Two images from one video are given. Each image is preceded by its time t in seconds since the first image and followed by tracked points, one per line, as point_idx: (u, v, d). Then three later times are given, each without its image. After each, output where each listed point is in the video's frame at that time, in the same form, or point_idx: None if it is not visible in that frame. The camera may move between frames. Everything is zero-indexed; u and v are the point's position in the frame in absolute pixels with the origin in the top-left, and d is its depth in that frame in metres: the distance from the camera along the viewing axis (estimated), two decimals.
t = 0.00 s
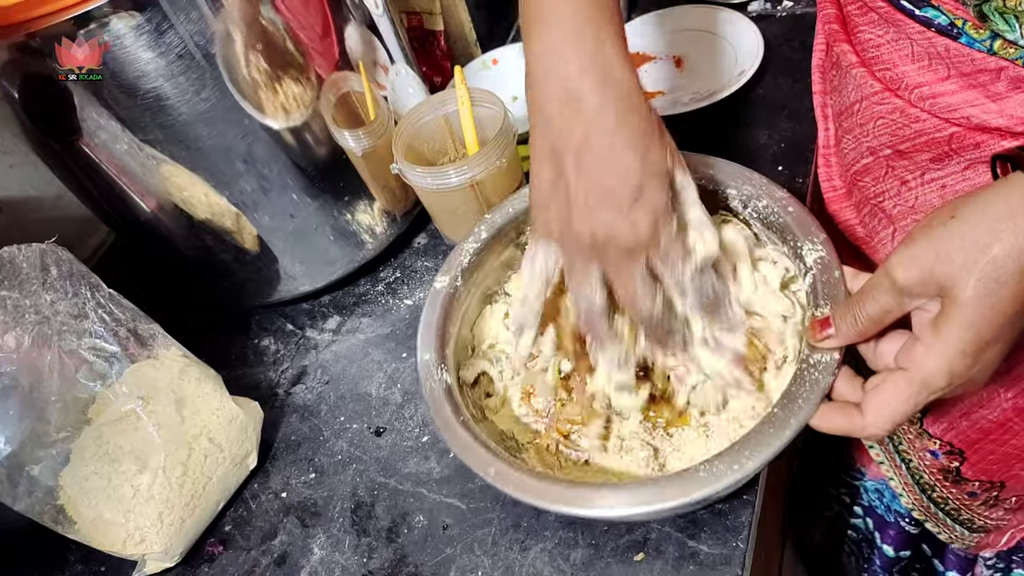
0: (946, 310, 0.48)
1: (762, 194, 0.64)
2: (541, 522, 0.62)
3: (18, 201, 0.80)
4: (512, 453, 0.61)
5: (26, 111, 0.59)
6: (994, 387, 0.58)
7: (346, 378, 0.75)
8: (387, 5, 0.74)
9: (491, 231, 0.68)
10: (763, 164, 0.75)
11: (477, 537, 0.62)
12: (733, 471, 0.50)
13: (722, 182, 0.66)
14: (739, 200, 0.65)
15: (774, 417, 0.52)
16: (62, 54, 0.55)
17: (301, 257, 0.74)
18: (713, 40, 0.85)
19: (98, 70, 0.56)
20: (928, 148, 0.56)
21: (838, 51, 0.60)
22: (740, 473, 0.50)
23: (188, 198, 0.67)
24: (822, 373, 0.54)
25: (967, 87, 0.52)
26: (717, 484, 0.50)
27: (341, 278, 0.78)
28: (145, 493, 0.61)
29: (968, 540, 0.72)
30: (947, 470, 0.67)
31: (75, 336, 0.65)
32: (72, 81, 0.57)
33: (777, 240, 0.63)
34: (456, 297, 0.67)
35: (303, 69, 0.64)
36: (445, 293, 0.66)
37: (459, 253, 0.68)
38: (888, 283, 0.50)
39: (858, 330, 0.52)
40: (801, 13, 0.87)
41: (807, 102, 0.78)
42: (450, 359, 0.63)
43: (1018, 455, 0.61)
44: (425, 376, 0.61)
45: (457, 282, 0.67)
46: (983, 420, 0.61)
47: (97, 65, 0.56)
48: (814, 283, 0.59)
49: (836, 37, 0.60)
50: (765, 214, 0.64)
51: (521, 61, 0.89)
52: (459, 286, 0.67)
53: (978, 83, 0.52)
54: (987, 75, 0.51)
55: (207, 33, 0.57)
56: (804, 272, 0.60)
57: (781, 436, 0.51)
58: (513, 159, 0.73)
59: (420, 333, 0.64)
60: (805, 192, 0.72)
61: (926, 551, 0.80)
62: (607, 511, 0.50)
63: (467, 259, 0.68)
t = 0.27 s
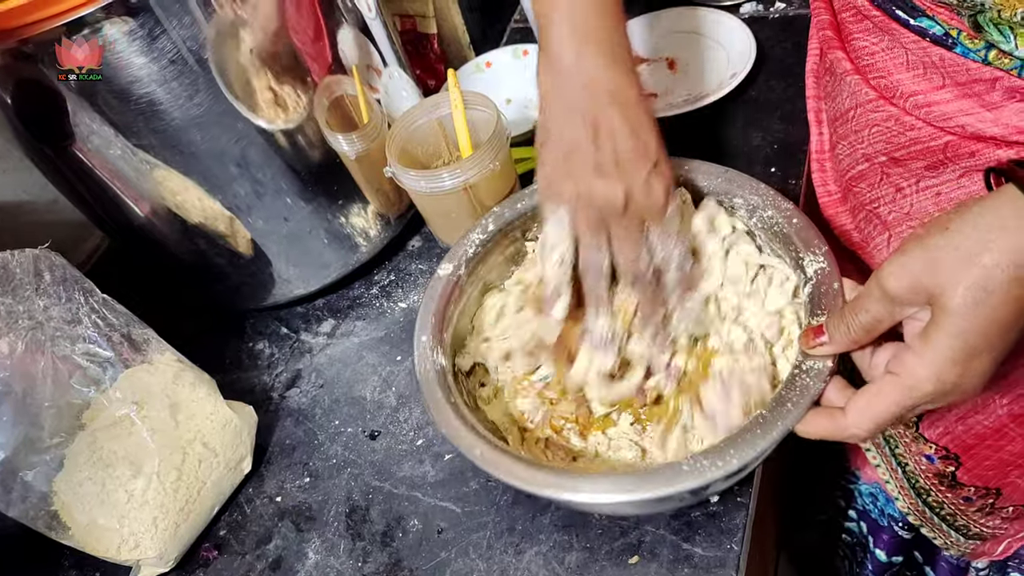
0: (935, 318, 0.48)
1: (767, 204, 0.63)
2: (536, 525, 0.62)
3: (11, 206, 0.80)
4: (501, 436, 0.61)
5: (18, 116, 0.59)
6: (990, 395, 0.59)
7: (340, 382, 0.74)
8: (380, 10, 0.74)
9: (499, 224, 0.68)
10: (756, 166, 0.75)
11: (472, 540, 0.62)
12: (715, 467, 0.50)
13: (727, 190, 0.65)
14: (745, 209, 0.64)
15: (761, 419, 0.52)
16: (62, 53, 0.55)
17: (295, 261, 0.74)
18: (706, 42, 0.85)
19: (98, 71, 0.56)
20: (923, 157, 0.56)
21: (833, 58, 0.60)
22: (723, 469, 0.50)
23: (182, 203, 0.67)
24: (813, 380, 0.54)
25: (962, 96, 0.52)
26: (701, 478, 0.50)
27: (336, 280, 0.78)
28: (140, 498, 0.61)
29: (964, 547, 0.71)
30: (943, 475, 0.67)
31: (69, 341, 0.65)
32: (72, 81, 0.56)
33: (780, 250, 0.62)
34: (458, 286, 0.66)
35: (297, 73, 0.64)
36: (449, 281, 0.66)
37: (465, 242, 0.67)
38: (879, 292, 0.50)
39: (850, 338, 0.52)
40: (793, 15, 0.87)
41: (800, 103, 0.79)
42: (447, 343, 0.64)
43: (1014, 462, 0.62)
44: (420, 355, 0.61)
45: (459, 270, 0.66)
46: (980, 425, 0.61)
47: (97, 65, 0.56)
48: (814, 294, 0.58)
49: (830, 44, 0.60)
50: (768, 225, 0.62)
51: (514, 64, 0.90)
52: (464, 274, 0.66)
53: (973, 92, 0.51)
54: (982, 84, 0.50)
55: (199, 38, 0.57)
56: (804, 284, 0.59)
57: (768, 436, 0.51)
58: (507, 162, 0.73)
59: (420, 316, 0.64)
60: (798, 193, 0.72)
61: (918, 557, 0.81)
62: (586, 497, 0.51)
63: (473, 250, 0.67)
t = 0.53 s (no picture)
0: (924, 304, 0.48)
1: (765, 205, 0.64)
2: (530, 527, 0.62)
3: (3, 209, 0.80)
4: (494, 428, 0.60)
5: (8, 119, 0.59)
6: (983, 399, 0.61)
7: (334, 385, 0.74)
8: (372, 11, 0.74)
9: (500, 221, 0.67)
10: (749, 167, 0.75)
11: (466, 543, 0.62)
12: (706, 454, 0.51)
13: (725, 192, 0.66)
14: (743, 210, 0.65)
15: (752, 409, 0.52)
16: (62, 52, 0.55)
17: (289, 264, 0.74)
18: (700, 44, 0.85)
19: (98, 71, 0.56)
20: (918, 154, 0.55)
21: (828, 56, 0.60)
22: (715, 455, 0.50)
23: (174, 206, 0.66)
24: (805, 371, 0.54)
25: (957, 92, 0.52)
26: (691, 464, 0.50)
27: (331, 282, 0.78)
28: (133, 502, 0.61)
29: (958, 556, 0.71)
30: (936, 482, 0.67)
31: (61, 345, 0.65)
32: (72, 81, 0.56)
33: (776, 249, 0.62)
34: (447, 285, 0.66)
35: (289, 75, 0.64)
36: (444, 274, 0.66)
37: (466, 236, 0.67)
38: (868, 277, 0.51)
39: (839, 327, 0.53)
40: (786, 16, 0.88)
41: (793, 105, 0.79)
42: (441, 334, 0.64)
43: (1007, 469, 0.64)
44: (415, 346, 0.62)
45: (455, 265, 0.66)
46: (973, 431, 0.63)
47: (97, 64, 0.55)
48: (809, 289, 0.58)
49: (826, 41, 0.60)
50: (766, 224, 0.63)
51: (508, 66, 0.90)
52: (462, 269, 0.66)
53: (969, 87, 0.51)
54: (978, 79, 0.51)
55: (190, 40, 0.57)
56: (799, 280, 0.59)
57: (758, 424, 0.51)
58: (501, 163, 0.73)
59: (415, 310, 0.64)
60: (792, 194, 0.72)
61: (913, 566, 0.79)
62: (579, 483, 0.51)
63: (473, 244, 0.67)
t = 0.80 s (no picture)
0: (921, 295, 0.48)
1: (752, 197, 0.64)
2: (525, 525, 0.62)
3: None
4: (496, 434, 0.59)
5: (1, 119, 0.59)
6: (992, 406, 0.61)
7: (329, 384, 0.74)
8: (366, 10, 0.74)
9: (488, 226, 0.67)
10: (743, 165, 0.76)
11: (462, 541, 0.62)
12: (717, 445, 0.51)
13: (712, 186, 0.65)
14: (728, 203, 0.65)
15: (760, 398, 0.52)
16: (62, 53, 0.55)
17: (284, 263, 0.74)
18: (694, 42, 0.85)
19: (98, 70, 0.56)
20: (928, 165, 0.55)
21: (832, 64, 0.60)
22: (726, 447, 0.50)
23: (169, 206, 0.66)
24: (809, 357, 0.54)
25: (969, 103, 0.52)
26: (703, 458, 0.50)
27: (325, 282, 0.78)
28: (128, 501, 0.61)
29: (964, 563, 0.72)
30: (944, 489, 0.67)
31: (55, 345, 0.65)
32: (72, 80, 0.56)
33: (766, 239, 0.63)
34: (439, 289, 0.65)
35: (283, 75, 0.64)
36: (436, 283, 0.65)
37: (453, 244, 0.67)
38: (866, 266, 0.51)
39: (836, 314, 0.53)
40: (779, 14, 0.89)
41: (786, 103, 0.80)
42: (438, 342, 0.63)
43: (1016, 477, 0.63)
44: (411, 357, 0.61)
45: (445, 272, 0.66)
46: (982, 439, 0.62)
47: (100, 63, 0.56)
48: (804, 277, 0.58)
49: (830, 49, 0.60)
50: (755, 216, 0.63)
51: (502, 65, 0.89)
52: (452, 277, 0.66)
53: (982, 98, 0.51)
54: (990, 90, 0.50)
55: (183, 40, 0.57)
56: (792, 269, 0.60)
57: (766, 413, 0.51)
58: (495, 162, 0.73)
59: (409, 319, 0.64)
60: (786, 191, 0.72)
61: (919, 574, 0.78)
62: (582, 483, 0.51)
63: (461, 250, 0.67)
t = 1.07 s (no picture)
0: (917, 290, 0.48)
1: (746, 193, 0.64)
2: (522, 523, 0.62)
3: None
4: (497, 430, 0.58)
5: None
6: (1000, 401, 0.61)
7: (326, 383, 0.75)
8: (362, 10, 0.74)
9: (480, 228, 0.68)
10: (740, 163, 0.76)
11: (459, 539, 0.62)
12: (714, 440, 0.51)
13: (704, 182, 0.66)
14: (723, 200, 0.65)
15: (755, 393, 0.52)
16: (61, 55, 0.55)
17: (281, 263, 0.74)
18: (689, 41, 0.86)
19: (97, 71, 0.56)
20: (934, 164, 0.55)
21: (837, 64, 0.60)
22: (721, 441, 0.50)
23: (166, 205, 0.66)
24: (803, 351, 0.54)
25: (975, 103, 0.52)
26: (699, 452, 0.50)
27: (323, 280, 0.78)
28: (126, 501, 0.61)
29: (973, 557, 0.71)
30: (953, 483, 0.67)
31: (53, 345, 0.65)
32: (72, 82, 0.57)
33: (761, 233, 0.63)
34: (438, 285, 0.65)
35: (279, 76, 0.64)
36: (432, 280, 0.65)
37: (449, 242, 0.67)
38: (864, 261, 0.51)
39: (835, 309, 0.54)
40: (776, 11, 0.89)
41: (782, 101, 0.80)
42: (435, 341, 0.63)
43: None
44: (407, 352, 0.61)
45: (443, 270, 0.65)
46: (992, 433, 0.63)
47: (95, 66, 0.56)
48: (798, 272, 0.59)
49: (836, 50, 0.61)
50: (748, 212, 0.63)
51: (498, 64, 0.90)
52: (449, 273, 0.65)
53: (987, 99, 0.51)
54: (995, 91, 0.51)
55: (180, 40, 0.57)
56: (786, 264, 0.60)
57: (760, 407, 0.51)
58: (491, 160, 0.73)
59: (405, 317, 0.63)
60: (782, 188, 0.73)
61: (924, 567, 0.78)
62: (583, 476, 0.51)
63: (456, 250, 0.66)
